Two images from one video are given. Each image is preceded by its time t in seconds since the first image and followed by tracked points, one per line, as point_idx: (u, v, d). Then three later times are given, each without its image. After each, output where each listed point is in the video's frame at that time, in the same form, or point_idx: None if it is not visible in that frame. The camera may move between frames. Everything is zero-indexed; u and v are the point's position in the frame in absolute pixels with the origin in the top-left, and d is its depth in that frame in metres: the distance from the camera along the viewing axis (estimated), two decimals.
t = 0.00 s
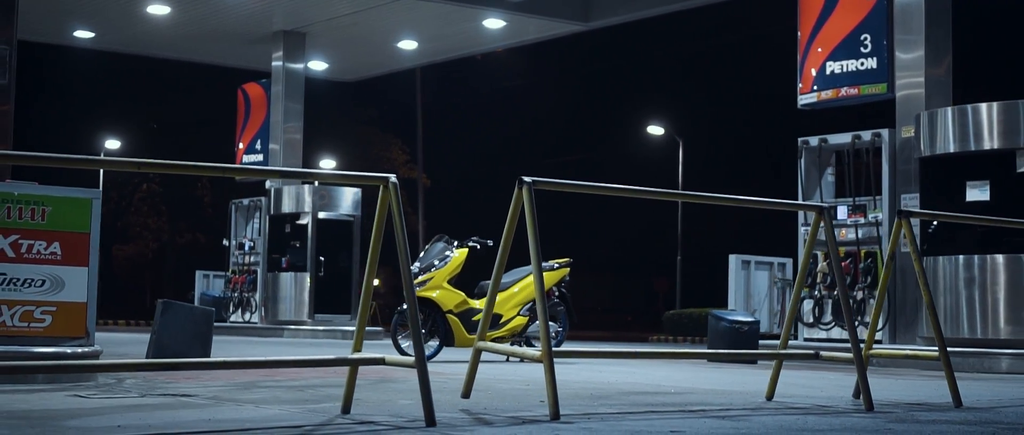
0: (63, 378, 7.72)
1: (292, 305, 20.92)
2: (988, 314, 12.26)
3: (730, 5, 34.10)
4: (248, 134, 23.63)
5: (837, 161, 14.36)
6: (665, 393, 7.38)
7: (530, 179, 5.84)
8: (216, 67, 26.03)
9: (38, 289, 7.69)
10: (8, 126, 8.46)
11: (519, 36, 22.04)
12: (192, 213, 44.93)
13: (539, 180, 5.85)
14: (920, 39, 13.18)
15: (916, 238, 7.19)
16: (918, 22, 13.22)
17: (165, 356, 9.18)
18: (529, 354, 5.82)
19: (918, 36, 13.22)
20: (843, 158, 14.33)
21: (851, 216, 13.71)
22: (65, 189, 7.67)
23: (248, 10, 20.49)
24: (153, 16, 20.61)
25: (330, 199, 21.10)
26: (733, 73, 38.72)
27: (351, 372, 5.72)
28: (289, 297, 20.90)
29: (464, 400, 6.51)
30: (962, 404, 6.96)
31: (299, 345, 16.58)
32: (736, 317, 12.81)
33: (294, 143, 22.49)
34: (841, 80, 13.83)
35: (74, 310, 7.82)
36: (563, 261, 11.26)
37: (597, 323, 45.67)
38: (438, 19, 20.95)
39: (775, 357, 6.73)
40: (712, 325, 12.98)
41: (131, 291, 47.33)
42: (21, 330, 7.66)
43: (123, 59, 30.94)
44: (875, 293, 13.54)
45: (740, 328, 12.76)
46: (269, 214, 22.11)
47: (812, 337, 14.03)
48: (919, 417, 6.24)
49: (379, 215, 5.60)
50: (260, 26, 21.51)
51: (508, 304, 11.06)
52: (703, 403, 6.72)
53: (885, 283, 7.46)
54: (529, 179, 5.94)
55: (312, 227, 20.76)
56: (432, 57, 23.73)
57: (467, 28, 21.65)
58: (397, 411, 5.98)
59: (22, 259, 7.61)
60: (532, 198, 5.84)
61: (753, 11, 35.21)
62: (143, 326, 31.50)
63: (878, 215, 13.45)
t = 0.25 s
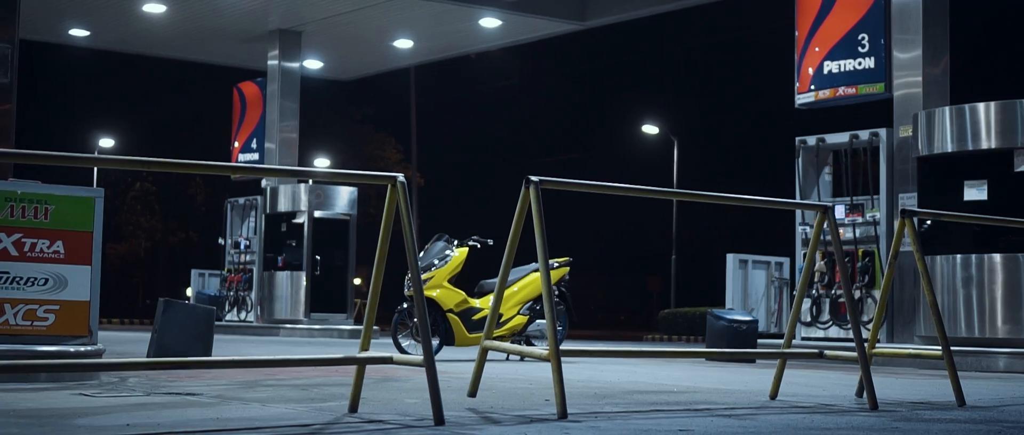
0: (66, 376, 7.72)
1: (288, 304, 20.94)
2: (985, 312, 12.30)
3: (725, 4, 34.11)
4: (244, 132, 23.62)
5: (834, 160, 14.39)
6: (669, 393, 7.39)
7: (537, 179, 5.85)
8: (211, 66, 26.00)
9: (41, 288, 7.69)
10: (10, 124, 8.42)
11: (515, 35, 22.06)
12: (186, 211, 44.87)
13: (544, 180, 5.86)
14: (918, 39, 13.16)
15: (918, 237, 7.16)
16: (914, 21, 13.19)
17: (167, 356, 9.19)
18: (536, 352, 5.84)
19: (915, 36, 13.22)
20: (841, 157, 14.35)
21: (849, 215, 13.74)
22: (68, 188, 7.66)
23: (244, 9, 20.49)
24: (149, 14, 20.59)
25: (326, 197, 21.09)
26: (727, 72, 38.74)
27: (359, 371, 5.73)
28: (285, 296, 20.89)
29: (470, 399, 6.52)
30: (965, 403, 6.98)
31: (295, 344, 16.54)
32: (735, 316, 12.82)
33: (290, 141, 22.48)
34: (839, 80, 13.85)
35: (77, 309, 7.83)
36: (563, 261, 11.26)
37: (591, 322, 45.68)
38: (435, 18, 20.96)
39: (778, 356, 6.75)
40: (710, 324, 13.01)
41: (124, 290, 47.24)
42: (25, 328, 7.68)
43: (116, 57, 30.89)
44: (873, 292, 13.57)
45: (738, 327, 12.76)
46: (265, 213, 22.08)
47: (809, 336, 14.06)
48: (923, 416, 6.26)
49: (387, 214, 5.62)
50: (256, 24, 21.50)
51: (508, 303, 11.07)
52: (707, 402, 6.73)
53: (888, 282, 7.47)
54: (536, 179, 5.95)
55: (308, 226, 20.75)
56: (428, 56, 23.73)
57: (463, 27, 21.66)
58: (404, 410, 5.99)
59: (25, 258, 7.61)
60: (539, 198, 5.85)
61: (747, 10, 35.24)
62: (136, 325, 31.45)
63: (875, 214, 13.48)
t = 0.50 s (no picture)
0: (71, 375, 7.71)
1: (286, 302, 20.95)
2: (985, 311, 12.32)
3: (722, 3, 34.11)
4: (242, 131, 23.61)
5: (834, 159, 14.38)
6: (676, 391, 7.41)
7: (546, 178, 5.85)
8: (208, 64, 25.96)
9: (47, 286, 7.68)
10: (14, 122, 8.40)
11: (514, 34, 22.06)
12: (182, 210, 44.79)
13: (554, 179, 5.86)
14: (919, 38, 13.27)
15: (925, 238, 7.14)
16: (915, 19, 13.32)
17: (170, 355, 9.19)
18: (546, 351, 5.85)
19: (915, 35, 13.32)
20: (841, 156, 14.35)
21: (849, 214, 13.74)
22: (74, 186, 7.65)
23: (242, 7, 20.48)
24: (146, 12, 20.53)
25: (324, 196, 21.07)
26: (724, 71, 38.74)
27: (369, 370, 5.73)
28: (283, 294, 20.91)
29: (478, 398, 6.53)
30: (972, 402, 6.99)
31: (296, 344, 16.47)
32: (736, 315, 12.85)
33: (288, 140, 22.42)
34: (840, 79, 13.84)
35: (82, 307, 7.82)
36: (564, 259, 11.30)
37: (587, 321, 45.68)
38: (433, 17, 20.96)
39: (786, 354, 6.76)
40: (712, 322, 13.05)
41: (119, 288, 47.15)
42: (31, 327, 7.66)
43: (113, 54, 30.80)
44: (873, 290, 13.57)
45: (739, 325, 12.79)
46: (263, 212, 22.05)
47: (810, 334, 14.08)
48: (931, 414, 6.27)
49: (398, 212, 5.63)
50: (255, 23, 21.50)
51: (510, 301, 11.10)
52: (715, 400, 6.74)
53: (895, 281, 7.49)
54: (545, 178, 5.95)
55: (306, 224, 20.74)
56: (426, 55, 23.72)
57: (461, 26, 21.65)
58: (413, 408, 6.00)
59: (31, 256, 7.59)
60: (548, 197, 5.85)
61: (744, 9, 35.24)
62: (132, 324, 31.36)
63: (876, 213, 13.44)
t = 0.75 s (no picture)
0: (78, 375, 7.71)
1: (286, 301, 20.97)
2: (986, 310, 12.34)
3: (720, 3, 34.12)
4: (241, 131, 23.59)
5: (836, 158, 14.39)
6: (684, 391, 7.41)
7: (557, 177, 5.86)
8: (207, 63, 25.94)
9: (54, 285, 7.67)
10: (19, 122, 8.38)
11: (514, 33, 22.07)
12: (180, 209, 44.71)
13: (566, 178, 5.86)
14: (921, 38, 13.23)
15: (933, 237, 7.12)
16: (918, 19, 13.28)
17: (175, 353, 9.18)
18: (557, 351, 5.85)
19: (918, 35, 13.28)
20: (842, 155, 14.36)
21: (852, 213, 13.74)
22: (80, 185, 7.64)
23: (241, 6, 20.46)
24: (146, 11, 20.51)
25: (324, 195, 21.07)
26: (722, 71, 38.74)
27: (380, 369, 5.73)
28: (283, 294, 20.92)
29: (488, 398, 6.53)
30: (979, 401, 7.00)
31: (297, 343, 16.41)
32: (738, 314, 12.86)
33: (288, 139, 22.43)
34: (841, 78, 13.86)
35: (89, 306, 7.82)
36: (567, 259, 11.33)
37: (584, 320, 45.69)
38: (433, 16, 20.96)
39: (795, 353, 6.77)
40: (714, 322, 13.07)
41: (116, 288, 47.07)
42: (38, 326, 7.65)
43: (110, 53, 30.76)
44: (875, 290, 13.57)
45: (742, 325, 12.80)
46: (263, 212, 22.02)
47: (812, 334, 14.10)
48: (940, 414, 6.27)
49: (410, 211, 5.63)
50: (254, 22, 21.51)
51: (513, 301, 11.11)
52: (724, 400, 6.74)
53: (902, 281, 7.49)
54: (556, 177, 5.95)
55: (306, 224, 20.74)
56: (426, 54, 23.72)
57: (461, 26, 21.68)
58: (424, 408, 6.00)
59: (38, 255, 7.58)
60: (560, 196, 5.85)
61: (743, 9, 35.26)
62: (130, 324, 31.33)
63: (877, 213, 13.47)
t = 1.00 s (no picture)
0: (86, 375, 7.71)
1: (288, 301, 20.97)
2: (991, 310, 12.34)
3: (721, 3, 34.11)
4: (242, 130, 23.59)
5: (840, 159, 14.39)
6: (696, 390, 7.43)
7: (570, 177, 5.86)
8: (208, 63, 25.92)
9: (63, 285, 7.66)
10: (27, 121, 8.36)
11: (515, 33, 22.04)
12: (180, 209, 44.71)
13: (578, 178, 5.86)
14: (924, 38, 13.10)
15: (943, 237, 7.12)
16: (921, 20, 13.13)
17: (182, 352, 9.17)
18: (570, 351, 5.86)
19: (921, 35, 13.16)
20: (846, 155, 14.36)
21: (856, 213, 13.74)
22: (88, 184, 7.62)
23: (242, 5, 20.46)
24: (147, 10, 20.48)
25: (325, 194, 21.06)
26: (722, 71, 38.73)
27: (392, 369, 5.74)
28: (285, 293, 20.93)
29: (499, 396, 6.52)
30: (990, 401, 7.00)
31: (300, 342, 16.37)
32: (742, 314, 12.84)
33: (289, 139, 22.44)
34: (846, 78, 13.87)
35: (97, 305, 7.82)
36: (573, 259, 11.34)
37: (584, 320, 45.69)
38: (434, 15, 20.95)
39: (806, 353, 6.76)
40: (718, 321, 13.06)
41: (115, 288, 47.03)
42: (47, 326, 7.65)
43: (111, 53, 30.71)
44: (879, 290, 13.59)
45: (746, 325, 12.79)
46: (264, 212, 22.00)
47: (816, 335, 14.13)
48: (952, 413, 6.26)
49: (423, 211, 5.62)
50: (255, 21, 21.49)
51: (519, 300, 11.11)
52: (734, 399, 6.75)
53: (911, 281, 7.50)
54: (568, 177, 5.95)
55: (308, 223, 20.74)
56: (428, 53, 23.71)
57: (462, 25, 21.69)
58: (436, 407, 5.99)
59: (46, 255, 7.56)
60: (572, 196, 5.85)
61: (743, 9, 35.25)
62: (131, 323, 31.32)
63: (882, 212, 13.55)
